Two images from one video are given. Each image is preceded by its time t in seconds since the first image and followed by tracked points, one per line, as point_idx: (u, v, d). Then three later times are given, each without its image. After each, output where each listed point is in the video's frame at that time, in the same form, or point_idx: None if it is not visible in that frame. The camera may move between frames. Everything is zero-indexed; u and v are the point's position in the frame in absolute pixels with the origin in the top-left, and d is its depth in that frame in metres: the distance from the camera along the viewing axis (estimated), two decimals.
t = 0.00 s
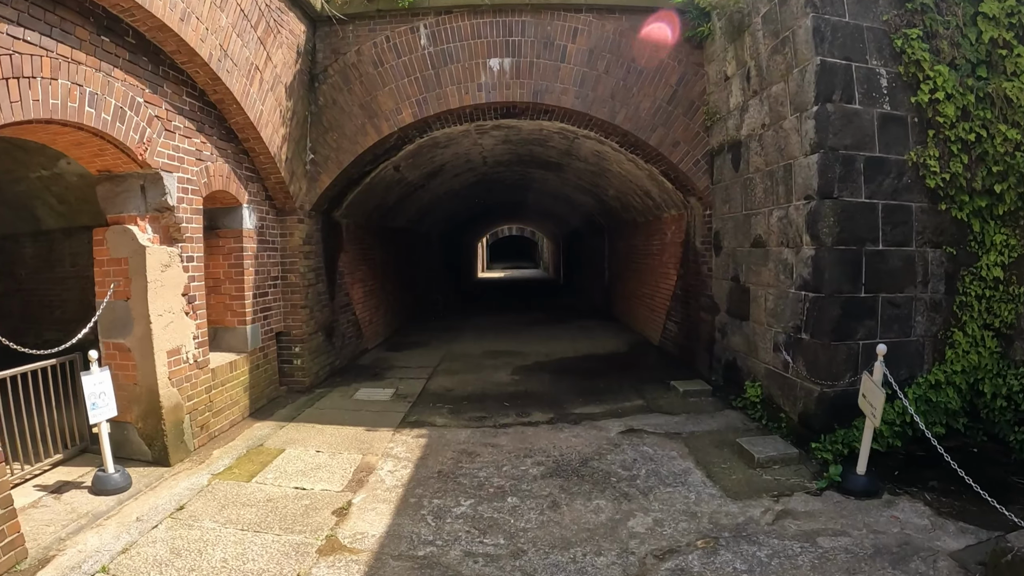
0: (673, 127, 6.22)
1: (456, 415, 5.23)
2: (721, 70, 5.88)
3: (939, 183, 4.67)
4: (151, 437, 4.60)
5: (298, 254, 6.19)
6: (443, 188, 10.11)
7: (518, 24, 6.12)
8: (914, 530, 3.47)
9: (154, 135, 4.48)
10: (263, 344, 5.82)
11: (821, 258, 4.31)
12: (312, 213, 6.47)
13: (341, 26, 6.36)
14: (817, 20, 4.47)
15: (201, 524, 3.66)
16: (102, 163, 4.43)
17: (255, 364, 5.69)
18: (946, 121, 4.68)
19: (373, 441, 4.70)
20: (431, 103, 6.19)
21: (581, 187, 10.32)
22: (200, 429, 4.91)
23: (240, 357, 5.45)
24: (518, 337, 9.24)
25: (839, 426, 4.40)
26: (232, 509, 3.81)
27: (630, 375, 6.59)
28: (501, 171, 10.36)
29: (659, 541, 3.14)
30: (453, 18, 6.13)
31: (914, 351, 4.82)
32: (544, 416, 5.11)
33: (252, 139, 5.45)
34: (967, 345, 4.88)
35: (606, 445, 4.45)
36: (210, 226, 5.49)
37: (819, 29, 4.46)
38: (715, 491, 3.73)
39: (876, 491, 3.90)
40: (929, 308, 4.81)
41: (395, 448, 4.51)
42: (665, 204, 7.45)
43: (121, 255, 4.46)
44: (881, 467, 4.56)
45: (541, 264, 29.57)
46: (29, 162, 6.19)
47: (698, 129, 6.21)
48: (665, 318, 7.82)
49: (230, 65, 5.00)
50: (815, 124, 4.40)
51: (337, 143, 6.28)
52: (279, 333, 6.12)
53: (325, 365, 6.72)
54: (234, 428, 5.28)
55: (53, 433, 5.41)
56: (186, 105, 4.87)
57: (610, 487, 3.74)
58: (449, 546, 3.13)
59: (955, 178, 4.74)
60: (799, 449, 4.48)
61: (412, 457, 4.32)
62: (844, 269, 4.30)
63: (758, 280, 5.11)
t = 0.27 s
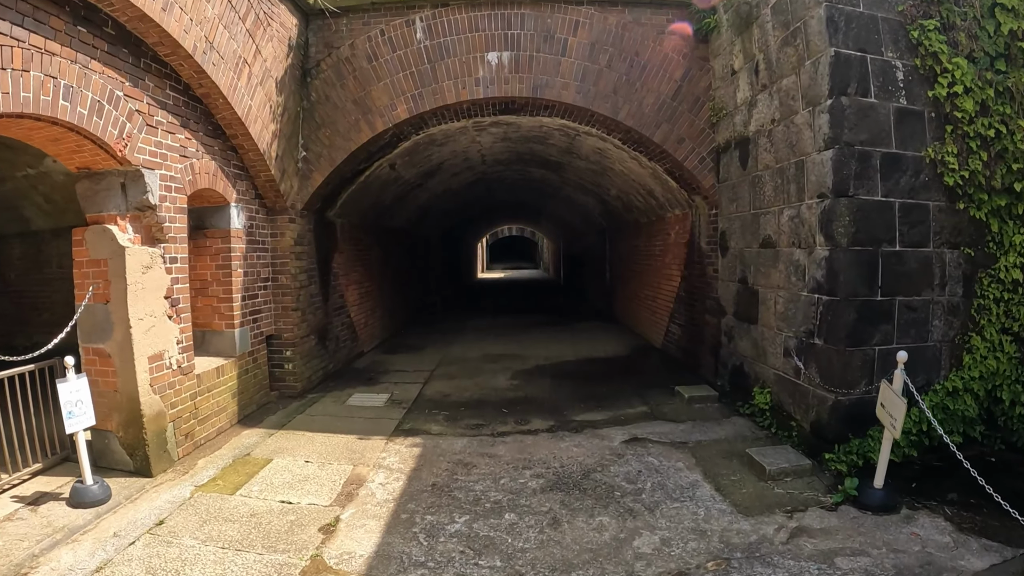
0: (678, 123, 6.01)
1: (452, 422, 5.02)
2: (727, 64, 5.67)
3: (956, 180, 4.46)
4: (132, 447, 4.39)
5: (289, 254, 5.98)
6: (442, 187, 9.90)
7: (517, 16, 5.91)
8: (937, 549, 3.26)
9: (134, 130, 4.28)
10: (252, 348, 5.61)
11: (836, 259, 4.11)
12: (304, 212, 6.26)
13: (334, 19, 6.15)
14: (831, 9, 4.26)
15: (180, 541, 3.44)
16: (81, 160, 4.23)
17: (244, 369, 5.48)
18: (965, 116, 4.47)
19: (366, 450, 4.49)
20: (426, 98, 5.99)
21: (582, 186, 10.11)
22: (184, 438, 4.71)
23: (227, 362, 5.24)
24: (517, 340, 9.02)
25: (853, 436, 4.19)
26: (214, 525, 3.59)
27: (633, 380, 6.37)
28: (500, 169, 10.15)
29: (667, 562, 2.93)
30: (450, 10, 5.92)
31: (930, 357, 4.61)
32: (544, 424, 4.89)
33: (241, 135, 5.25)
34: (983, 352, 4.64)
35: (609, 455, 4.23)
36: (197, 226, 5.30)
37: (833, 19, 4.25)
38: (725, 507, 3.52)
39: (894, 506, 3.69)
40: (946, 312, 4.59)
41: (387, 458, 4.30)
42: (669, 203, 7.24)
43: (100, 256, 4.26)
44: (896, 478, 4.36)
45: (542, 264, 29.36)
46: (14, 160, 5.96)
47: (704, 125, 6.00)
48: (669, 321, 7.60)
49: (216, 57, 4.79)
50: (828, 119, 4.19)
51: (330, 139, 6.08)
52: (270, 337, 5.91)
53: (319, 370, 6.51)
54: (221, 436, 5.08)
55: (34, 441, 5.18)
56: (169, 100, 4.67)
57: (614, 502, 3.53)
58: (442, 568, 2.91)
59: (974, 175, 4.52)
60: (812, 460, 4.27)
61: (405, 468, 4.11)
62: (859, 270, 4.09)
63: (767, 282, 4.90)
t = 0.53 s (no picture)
0: (683, 115, 5.78)
1: (448, 426, 4.80)
2: (734, 54, 5.45)
3: (977, 173, 4.23)
4: (111, 452, 4.17)
5: (280, 250, 5.76)
6: (440, 184, 9.67)
7: (517, 4, 5.67)
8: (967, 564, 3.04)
9: (114, 119, 4.05)
10: (240, 348, 5.39)
11: (853, 254, 3.89)
12: (296, 207, 6.04)
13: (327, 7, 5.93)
14: None
15: (155, 554, 3.22)
16: (57, 150, 4.01)
17: (232, 370, 5.26)
18: (986, 105, 4.24)
19: (356, 456, 4.27)
20: (422, 89, 5.76)
21: (584, 183, 9.88)
22: (167, 442, 4.50)
23: (214, 362, 5.02)
24: (517, 340, 8.80)
25: (870, 441, 3.98)
26: (192, 536, 3.37)
27: (637, 381, 6.15)
28: (500, 166, 9.93)
29: None
30: None
31: (951, 358, 4.38)
32: (544, 428, 4.67)
33: (228, 125, 5.03)
34: (1005, 353, 4.43)
35: (613, 461, 4.01)
36: (183, 220, 5.08)
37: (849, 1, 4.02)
38: (739, 519, 3.29)
39: (916, 517, 3.48)
40: (967, 311, 4.36)
41: (379, 465, 4.08)
42: (674, 199, 7.01)
43: (78, 251, 4.04)
44: (915, 486, 4.12)
45: (542, 264, 29.14)
46: None
47: (710, 117, 5.77)
48: (673, 321, 7.38)
49: (202, 44, 4.58)
50: (845, 106, 3.97)
51: (322, 132, 5.86)
52: (259, 336, 5.69)
53: (311, 370, 6.29)
54: (206, 440, 4.86)
55: (13, 445, 4.95)
56: (152, 88, 4.45)
57: (618, 514, 3.31)
58: None
59: (995, 167, 4.29)
60: (828, 466, 4.05)
61: (398, 476, 3.88)
62: (877, 266, 3.87)
63: (779, 279, 4.68)
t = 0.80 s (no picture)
0: (689, 108, 5.56)
1: (443, 433, 4.58)
2: (742, 44, 5.22)
3: (1000, 167, 4.01)
4: (88, 461, 3.95)
5: (270, 249, 5.55)
6: (437, 181, 9.46)
7: None
8: None
9: (90, 110, 3.83)
10: (227, 351, 5.18)
11: (871, 252, 3.67)
12: (286, 204, 5.82)
13: None
14: None
15: (127, 574, 3.00)
16: (30, 143, 3.79)
17: (218, 374, 5.05)
18: (1009, 96, 4.02)
19: (346, 465, 4.05)
20: (418, 82, 5.54)
21: (584, 181, 9.66)
22: (147, 450, 4.28)
23: (199, 366, 4.81)
24: (516, 342, 8.58)
25: (889, 451, 3.77)
26: (168, 554, 3.15)
27: (641, 385, 5.93)
28: (499, 163, 9.71)
29: None
30: None
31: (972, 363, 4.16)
32: (544, 435, 4.45)
33: (214, 119, 4.81)
34: None
35: (617, 472, 3.79)
36: (167, 218, 4.87)
37: None
38: (753, 536, 3.07)
39: (941, 532, 3.26)
40: (990, 312, 4.14)
41: (369, 475, 3.86)
42: (678, 196, 6.79)
43: (52, 249, 3.83)
44: (935, 497, 3.89)
45: (542, 264, 28.93)
46: None
47: (717, 111, 5.55)
48: (677, 322, 7.16)
49: (185, 32, 4.35)
50: (863, 96, 3.75)
51: (313, 126, 5.64)
52: (248, 339, 5.48)
53: (303, 374, 6.07)
54: (190, 448, 4.64)
55: None
56: (132, 78, 4.22)
57: (624, 531, 3.09)
58: None
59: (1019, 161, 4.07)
60: (843, 477, 3.84)
61: (388, 488, 3.66)
62: (898, 266, 3.65)
63: (790, 280, 4.46)
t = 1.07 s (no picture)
0: (695, 106, 5.35)
1: (439, 445, 4.38)
2: (751, 38, 5.01)
3: None
4: (66, 476, 3.74)
5: (260, 252, 5.34)
6: (435, 181, 9.25)
7: None
8: None
9: (65, 107, 3.61)
10: (215, 358, 4.98)
11: (893, 257, 3.47)
12: (277, 205, 5.62)
13: None
14: None
15: None
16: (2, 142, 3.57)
17: (205, 383, 4.86)
18: None
19: (336, 480, 3.85)
20: (413, 77, 5.33)
21: (586, 181, 9.45)
22: (129, 464, 4.07)
23: (185, 374, 4.61)
24: (516, 345, 8.38)
25: (909, 467, 3.58)
26: None
27: (645, 392, 5.72)
28: (498, 163, 9.50)
29: None
30: None
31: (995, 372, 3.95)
32: (544, 448, 4.25)
33: (200, 116, 4.60)
34: None
35: (621, 489, 3.59)
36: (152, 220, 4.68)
37: None
38: (769, 562, 2.87)
39: (965, 552, 3.04)
40: (1014, 319, 3.93)
41: (360, 492, 3.66)
42: (683, 197, 6.58)
43: (26, 254, 3.62)
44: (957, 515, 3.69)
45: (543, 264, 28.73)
46: None
47: (724, 108, 5.34)
48: (681, 326, 6.96)
49: (169, 25, 4.15)
50: (883, 91, 3.54)
51: (305, 124, 5.44)
52: (237, 345, 5.28)
53: (295, 380, 5.87)
54: (175, 460, 4.44)
55: None
56: (112, 74, 4.01)
57: (630, 556, 2.89)
58: None
59: None
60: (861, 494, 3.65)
61: (380, 506, 3.46)
62: (920, 271, 3.45)
63: (803, 285, 4.26)
